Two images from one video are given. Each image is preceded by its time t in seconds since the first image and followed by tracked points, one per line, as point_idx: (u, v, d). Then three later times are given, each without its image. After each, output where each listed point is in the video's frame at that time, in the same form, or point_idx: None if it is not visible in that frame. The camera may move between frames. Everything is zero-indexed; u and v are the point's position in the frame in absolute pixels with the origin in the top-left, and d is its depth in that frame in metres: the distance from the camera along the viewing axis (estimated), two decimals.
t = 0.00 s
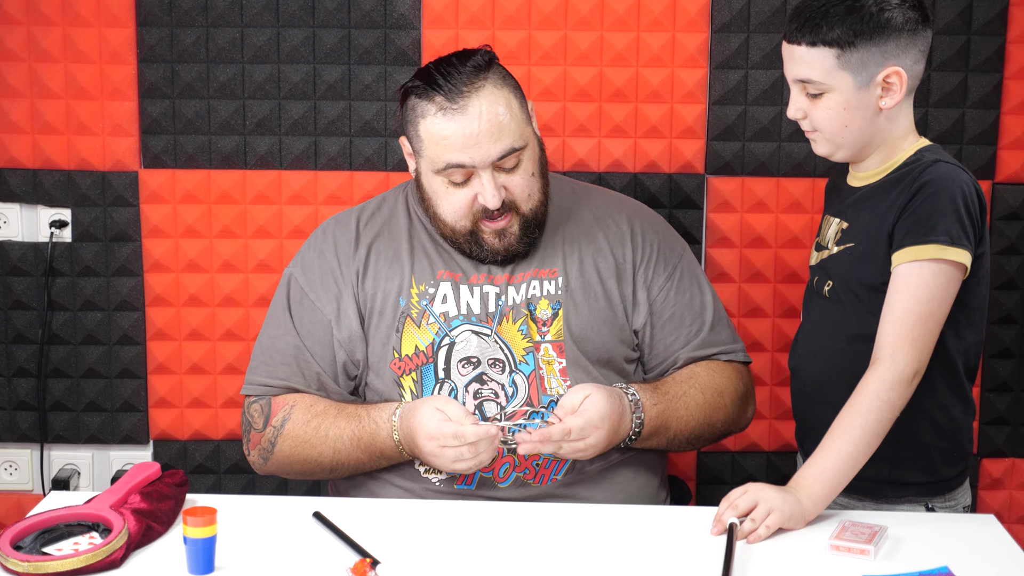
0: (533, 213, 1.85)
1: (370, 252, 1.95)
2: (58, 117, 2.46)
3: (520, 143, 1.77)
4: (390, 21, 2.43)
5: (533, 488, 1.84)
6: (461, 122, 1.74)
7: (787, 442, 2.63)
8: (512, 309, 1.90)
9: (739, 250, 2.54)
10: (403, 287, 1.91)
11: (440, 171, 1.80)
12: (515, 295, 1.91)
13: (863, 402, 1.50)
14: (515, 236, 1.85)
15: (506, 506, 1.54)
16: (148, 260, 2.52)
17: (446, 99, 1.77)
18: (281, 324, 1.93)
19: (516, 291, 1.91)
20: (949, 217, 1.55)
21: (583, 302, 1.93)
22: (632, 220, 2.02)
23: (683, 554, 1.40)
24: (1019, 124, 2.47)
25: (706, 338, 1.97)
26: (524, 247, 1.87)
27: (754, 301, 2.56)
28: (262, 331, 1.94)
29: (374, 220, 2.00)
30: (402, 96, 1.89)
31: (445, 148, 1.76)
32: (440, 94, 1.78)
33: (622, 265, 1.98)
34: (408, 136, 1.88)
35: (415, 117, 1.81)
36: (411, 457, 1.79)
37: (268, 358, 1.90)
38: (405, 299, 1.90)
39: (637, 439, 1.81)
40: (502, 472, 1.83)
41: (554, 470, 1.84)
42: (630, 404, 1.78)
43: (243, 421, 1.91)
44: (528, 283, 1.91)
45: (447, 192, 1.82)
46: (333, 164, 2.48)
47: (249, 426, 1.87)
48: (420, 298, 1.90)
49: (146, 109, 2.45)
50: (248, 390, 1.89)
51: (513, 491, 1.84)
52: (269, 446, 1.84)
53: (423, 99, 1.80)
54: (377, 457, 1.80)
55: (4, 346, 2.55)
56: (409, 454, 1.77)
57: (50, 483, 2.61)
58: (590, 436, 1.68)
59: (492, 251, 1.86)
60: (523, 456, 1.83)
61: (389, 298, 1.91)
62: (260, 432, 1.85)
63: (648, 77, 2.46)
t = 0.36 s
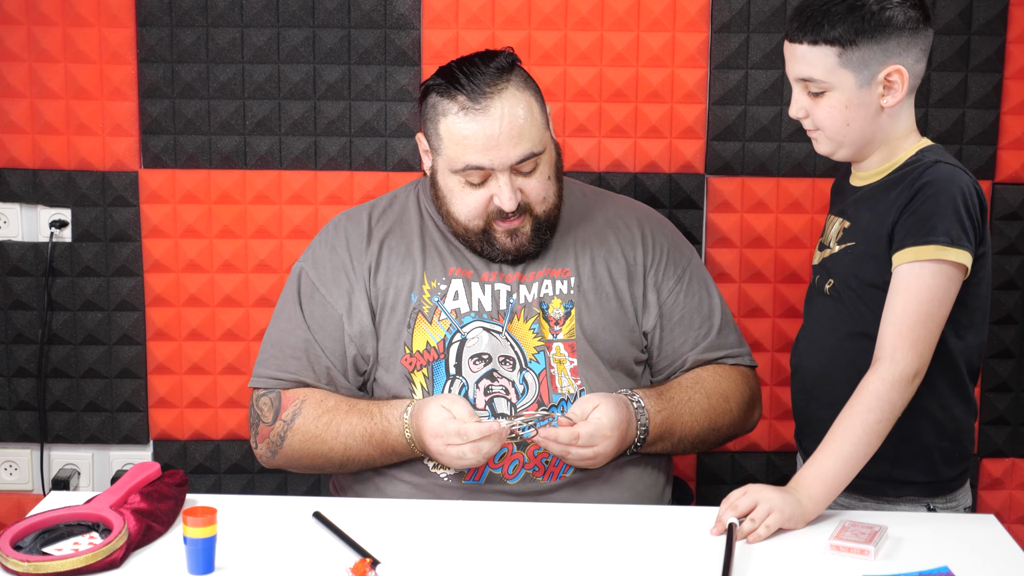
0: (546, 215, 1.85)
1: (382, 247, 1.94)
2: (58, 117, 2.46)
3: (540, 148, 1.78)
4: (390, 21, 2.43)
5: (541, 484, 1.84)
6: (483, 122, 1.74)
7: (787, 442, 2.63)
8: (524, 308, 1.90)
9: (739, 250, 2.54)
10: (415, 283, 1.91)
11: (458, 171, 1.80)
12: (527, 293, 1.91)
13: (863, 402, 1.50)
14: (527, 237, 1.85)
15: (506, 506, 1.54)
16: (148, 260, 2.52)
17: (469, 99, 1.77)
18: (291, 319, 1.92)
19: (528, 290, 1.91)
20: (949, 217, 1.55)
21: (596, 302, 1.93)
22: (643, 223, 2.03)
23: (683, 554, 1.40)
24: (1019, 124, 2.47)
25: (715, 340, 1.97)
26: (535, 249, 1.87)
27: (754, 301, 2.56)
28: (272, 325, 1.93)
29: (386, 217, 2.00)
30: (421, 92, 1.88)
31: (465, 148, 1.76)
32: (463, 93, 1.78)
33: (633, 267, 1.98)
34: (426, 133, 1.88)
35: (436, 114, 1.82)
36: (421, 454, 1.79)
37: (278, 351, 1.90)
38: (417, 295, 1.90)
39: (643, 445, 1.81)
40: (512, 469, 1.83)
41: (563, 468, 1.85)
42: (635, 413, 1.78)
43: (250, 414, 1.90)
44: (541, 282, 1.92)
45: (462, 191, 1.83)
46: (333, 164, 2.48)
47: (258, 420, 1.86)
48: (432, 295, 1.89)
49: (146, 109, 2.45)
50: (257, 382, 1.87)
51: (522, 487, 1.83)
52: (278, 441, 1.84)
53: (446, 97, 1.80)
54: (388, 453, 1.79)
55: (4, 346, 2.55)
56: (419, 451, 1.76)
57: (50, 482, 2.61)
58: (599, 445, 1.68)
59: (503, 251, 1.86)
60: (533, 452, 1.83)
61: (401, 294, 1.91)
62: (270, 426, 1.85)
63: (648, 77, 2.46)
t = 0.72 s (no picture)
0: (550, 216, 1.86)
1: (387, 244, 1.94)
2: (58, 117, 2.46)
3: (545, 148, 1.79)
4: (390, 21, 2.43)
5: (542, 481, 1.84)
6: (489, 120, 1.75)
7: (787, 443, 2.63)
8: (528, 306, 1.90)
9: (739, 250, 2.54)
10: (420, 280, 1.91)
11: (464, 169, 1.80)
12: (531, 293, 1.91)
13: (866, 402, 1.50)
14: (530, 236, 1.85)
15: (505, 506, 1.54)
16: (148, 260, 2.52)
17: (476, 96, 1.78)
18: (296, 314, 1.92)
19: (531, 289, 1.91)
20: (943, 217, 1.55)
21: (600, 301, 1.93)
22: (646, 225, 2.02)
23: (683, 554, 1.40)
24: (1019, 124, 2.47)
25: (716, 342, 1.97)
26: (538, 249, 1.87)
27: (754, 301, 2.56)
28: (277, 320, 1.93)
29: (391, 214, 2.00)
30: (429, 90, 1.89)
31: (471, 146, 1.77)
32: (471, 91, 1.79)
33: (635, 267, 1.98)
34: (432, 130, 1.89)
35: (443, 111, 1.83)
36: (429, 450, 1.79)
37: (283, 345, 1.90)
38: (421, 292, 1.90)
39: (642, 445, 1.81)
40: (512, 465, 1.83)
41: (564, 466, 1.85)
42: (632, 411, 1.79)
43: (254, 408, 1.90)
44: (544, 281, 1.92)
45: (467, 190, 1.83)
46: (333, 164, 2.48)
47: (263, 415, 1.86)
48: (437, 292, 1.90)
49: (146, 109, 2.45)
50: (262, 377, 1.87)
51: (522, 484, 1.83)
52: (284, 435, 1.84)
53: (453, 94, 1.81)
54: (395, 448, 1.79)
55: (4, 346, 2.55)
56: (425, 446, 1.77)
57: (50, 483, 2.61)
58: (586, 436, 1.69)
59: (506, 250, 1.86)
60: (534, 448, 1.83)
61: (405, 291, 1.91)
62: (275, 421, 1.84)
63: (648, 77, 2.46)
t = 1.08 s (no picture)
0: (548, 209, 1.86)
1: (385, 244, 1.94)
2: (58, 117, 2.46)
3: (544, 137, 1.80)
4: (390, 21, 2.43)
5: (541, 484, 1.84)
6: (487, 108, 1.77)
7: (787, 443, 2.63)
8: (525, 307, 1.90)
9: (739, 250, 2.54)
10: (417, 281, 1.91)
11: (463, 159, 1.81)
12: (528, 292, 1.91)
13: (862, 401, 1.50)
14: (529, 229, 1.85)
15: (505, 506, 1.54)
16: (148, 260, 2.52)
17: (474, 85, 1.80)
18: (295, 315, 1.92)
19: (529, 289, 1.91)
20: (933, 212, 1.55)
21: (597, 301, 1.93)
22: (642, 223, 2.03)
23: (683, 554, 1.40)
24: (1019, 124, 2.47)
25: (712, 339, 1.97)
26: (538, 242, 1.87)
27: (754, 302, 2.56)
28: (276, 321, 1.93)
29: (390, 214, 2.00)
30: (426, 85, 1.91)
31: (470, 135, 1.78)
32: (469, 80, 1.81)
33: (632, 266, 1.98)
34: (431, 124, 1.89)
35: (441, 102, 1.84)
36: (430, 451, 1.79)
37: (281, 346, 1.90)
38: (419, 293, 1.90)
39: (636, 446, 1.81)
40: (512, 467, 1.82)
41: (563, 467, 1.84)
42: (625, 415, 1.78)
43: (252, 406, 1.89)
44: (542, 281, 1.92)
45: (467, 181, 1.84)
46: (333, 164, 2.48)
47: (262, 413, 1.86)
48: (434, 292, 1.89)
49: (146, 109, 2.45)
50: (261, 378, 1.87)
51: (521, 487, 1.83)
52: (284, 433, 1.84)
53: (451, 84, 1.82)
54: (397, 450, 1.79)
55: (4, 346, 2.55)
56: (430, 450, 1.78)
57: (50, 483, 2.61)
58: (600, 445, 1.70)
59: (506, 244, 1.86)
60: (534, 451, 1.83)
61: (403, 291, 1.91)
62: (275, 419, 1.84)
63: (648, 77, 2.46)
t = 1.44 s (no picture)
0: (543, 204, 1.86)
1: (383, 245, 1.94)
2: (58, 117, 2.46)
3: (537, 132, 1.80)
4: (390, 21, 2.43)
5: (540, 484, 1.84)
6: (479, 103, 1.77)
7: (787, 442, 2.63)
8: (524, 307, 1.90)
9: (739, 250, 2.54)
10: (415, 282, 1.91)
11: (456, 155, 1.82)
12: (527, 293, 1.91)
13: (870, 403, 1.50)
14: (523, 225, 1.85)
15: (505, 506, 1.54)
16: (148, 260, 2.52)
17: (468, 80, 1.80)
18: (294, 316, 1.91)
19: (528, 289, 1.91)
20: (956, 220, 1.55)
21: (596, 300, 1.93)
22: (640, 221, 2.03)
23: (682, 554, 1.40)
24: (1019, 123, 2.47)
25: (710, 339, 1.97)
26: (532, 238, 1.87)
27: (754, 302, 2.56)
28: (276, 323, 1.92)
29: (388, 215, 2.00)
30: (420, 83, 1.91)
31: (463, 131, 1.79)
32: (462, 75, 1.81)
33: (630, 265, 1.98)
34: (425, 121, 1.90)
35: (435, 98, 1.84)
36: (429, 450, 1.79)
37: (280, 347, 1.90)
38: (416, 293, 1.90)
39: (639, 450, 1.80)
40: (512, 466, 1.82)
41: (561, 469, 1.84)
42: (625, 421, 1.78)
43: (250, 408, 1.89)
44: (541, 282, 1.92)
45: (461, 177, 1.84)
46: (333, 164, 2.48)
47: (260, 415, 1.85)
48: (432, 293, 1.89)
49: (146, 109, 2.45)
50: (260, 380, 1.87)
51: (520, 486, 1.83)
52: (281, 435, 1.83)
53: (444, 80, 1.82)
54: (396, 452, 1.79)
55: (4, 346, 2.55)
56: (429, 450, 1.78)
57: (50, 482, 2.61)
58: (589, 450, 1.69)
59: (500, 240, 1.86)
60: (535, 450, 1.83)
61: (401, 292, 1.91)
62: (273, 422, 1.84)
63: (648, 77, 2.46)
